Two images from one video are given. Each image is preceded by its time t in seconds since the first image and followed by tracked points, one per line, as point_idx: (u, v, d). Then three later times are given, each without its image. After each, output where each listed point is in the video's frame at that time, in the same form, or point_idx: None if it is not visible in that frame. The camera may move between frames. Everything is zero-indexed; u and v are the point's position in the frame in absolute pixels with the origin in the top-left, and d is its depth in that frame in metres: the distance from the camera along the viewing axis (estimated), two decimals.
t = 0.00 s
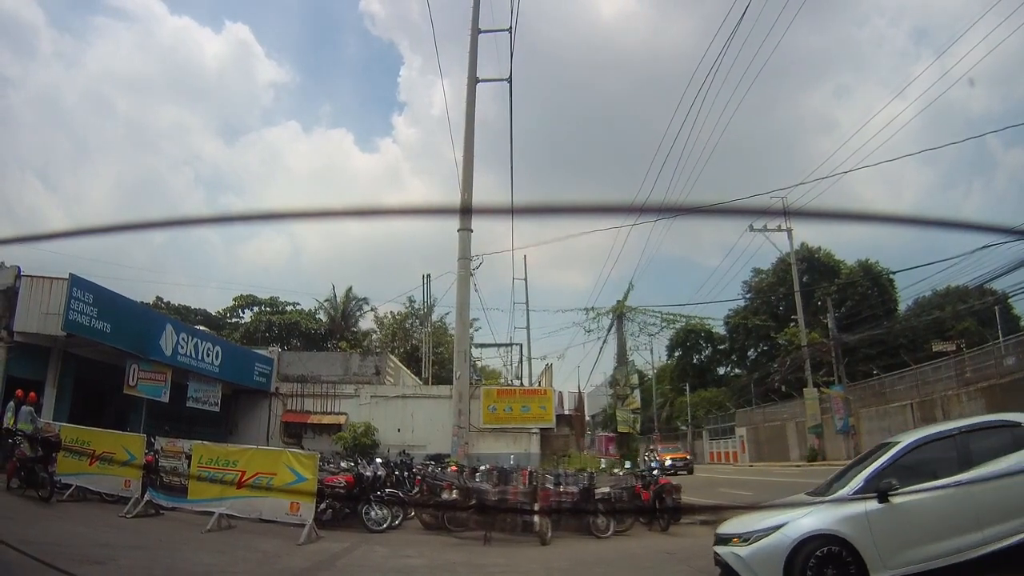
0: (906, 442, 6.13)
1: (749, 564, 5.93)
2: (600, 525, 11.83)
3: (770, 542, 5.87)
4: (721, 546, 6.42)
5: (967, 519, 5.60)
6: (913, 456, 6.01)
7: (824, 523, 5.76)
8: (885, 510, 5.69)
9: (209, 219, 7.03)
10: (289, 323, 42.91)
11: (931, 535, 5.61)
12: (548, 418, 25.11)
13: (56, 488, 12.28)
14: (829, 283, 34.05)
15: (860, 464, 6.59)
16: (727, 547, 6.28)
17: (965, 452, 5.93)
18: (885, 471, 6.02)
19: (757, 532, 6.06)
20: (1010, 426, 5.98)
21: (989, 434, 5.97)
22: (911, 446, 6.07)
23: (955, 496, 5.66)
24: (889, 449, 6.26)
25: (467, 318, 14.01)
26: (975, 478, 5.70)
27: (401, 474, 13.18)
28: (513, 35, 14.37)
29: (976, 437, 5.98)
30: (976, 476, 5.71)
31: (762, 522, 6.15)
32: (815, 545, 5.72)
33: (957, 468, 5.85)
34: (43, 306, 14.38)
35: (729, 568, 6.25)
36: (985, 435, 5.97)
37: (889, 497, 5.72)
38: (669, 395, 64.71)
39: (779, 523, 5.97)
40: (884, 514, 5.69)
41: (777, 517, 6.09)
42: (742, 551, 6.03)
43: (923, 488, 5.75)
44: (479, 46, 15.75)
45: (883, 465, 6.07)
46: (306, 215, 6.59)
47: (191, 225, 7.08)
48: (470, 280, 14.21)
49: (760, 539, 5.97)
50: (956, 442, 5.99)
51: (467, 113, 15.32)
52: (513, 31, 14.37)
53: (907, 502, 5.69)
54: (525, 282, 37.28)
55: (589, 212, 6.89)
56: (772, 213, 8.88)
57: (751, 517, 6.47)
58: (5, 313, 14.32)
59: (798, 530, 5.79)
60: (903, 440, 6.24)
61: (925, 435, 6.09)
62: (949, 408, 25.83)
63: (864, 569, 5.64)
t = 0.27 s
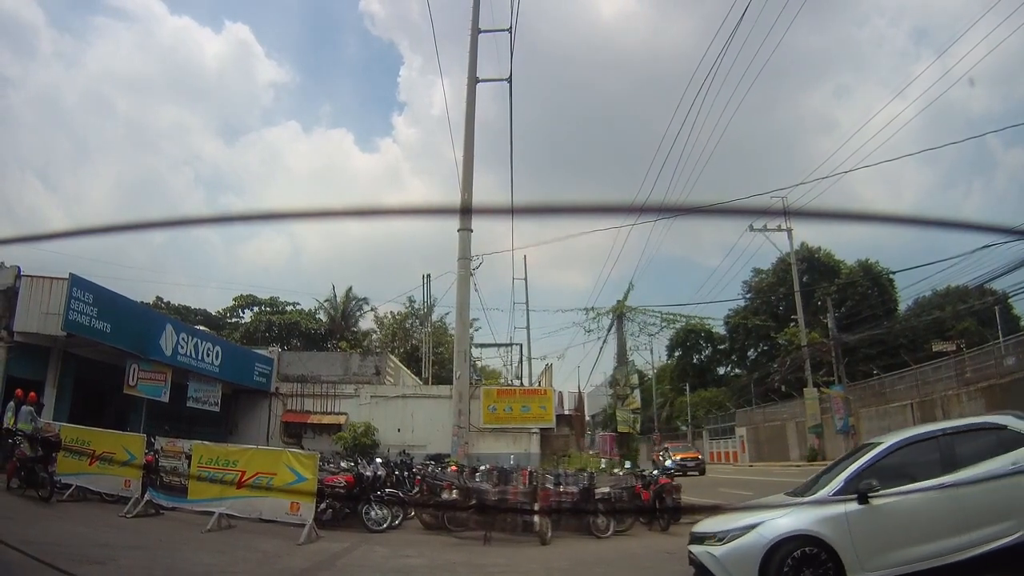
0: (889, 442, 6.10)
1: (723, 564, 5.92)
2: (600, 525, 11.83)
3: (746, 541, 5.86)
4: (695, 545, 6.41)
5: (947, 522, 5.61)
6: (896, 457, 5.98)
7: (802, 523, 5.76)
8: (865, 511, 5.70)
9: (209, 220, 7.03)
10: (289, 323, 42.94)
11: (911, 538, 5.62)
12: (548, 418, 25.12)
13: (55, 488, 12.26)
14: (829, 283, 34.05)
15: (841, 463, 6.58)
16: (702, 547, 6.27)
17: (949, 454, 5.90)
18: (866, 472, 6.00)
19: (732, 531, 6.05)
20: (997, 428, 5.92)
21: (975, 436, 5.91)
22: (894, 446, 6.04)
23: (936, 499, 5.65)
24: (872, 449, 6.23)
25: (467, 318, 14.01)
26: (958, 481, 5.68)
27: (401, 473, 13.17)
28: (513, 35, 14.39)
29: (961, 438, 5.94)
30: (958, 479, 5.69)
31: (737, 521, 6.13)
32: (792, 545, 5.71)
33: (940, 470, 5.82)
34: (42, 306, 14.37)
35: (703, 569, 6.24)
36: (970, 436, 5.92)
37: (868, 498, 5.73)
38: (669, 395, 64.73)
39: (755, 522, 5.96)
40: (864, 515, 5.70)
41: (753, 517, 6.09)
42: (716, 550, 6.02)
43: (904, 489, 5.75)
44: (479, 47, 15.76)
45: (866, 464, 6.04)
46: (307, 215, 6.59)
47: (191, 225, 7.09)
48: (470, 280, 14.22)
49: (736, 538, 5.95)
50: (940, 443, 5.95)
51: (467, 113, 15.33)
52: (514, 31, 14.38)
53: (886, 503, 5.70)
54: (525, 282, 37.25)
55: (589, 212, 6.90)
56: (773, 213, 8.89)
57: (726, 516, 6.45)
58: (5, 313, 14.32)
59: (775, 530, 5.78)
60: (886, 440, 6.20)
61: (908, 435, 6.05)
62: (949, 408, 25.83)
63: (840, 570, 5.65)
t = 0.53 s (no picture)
0: (873, 445, 6.08)
1: (699, 564, 5.79)
2: (600, 525, 11.85)
3: (723, 542, 5.72)
4: (672, 545, 6.28)
5: (931, 526, 5.60)
6: (880, 459, 5.96)
7: (781, 525, 5.64)
8: (846, 513, 5.65)
9: (209, 219, 7.03)
10: (289, 323, 42.96)
11: (895, 542, 5.59)
12: (548, 418, 25.12)
13: (55, 488, 12.26)
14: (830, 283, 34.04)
15: (822, 465, 6.52)
16: (677, 547, 6.15)
17: (934, 458, 5.91)
18: (849, 473, 5.95)
19: (709, 531, 5.91)
20: (982, 432, 5.96)
21: (959, 440, 5.94)
22: (878, 449, 6.02)
23: (920, 503, 5.64)
24: (854, 450, 6.19)
25: (467, 318, 14.01)
26: (943, 485, 5.69)
27: (401, 473, 13.17)
28: (514, 35, 14.39)
29: (945, 442, 5.96)
30: (943, 483, 5.69)
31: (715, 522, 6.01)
32: (770, 547, 5.58)
33: (925, 473, 5.81)
34: (42, 306, 14.37)
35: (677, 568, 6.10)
36: (954, 440, 5.95)
37: (850, 500, 5.68)
38: (669, 395, 64.77)
39: (732, 523, 5.83)
40: (846, 517, 5.64)
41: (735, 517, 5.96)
42: (692, 550, 5.88)
43: (887, 492, 5.73)
44: (479, 46, 15.74)
45: (849, 465, 5.98)
46: (307, 215, 6.60)
47: (191, 225, 7.11)
48: (471, 280, 14.21)
49: (712, 539, 5.82)
50: (925, 446, 5.96)
51: (467, 113, 15.32)
52: (514, 31, 14.39)
53: (869, 506, 5.67)
54: (525, 282, 37.25)
55: (588, 212, 6.90)
56: (773, 213, 8.90)
57: (702, 516, 6.33)
58: (5, 313, 14.32)
59: (753, 531, 5.65)
60: (870, 442, 6.17)
61: (893, 439, 6.04)
62: (949, 408, 25.82)
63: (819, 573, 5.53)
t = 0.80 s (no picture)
0: (857, 447, 6.08)
1: (674, 563, 5.77)
2: (600, 525, 11.87)
3: (699, 542, 5.71)
4: (649, 542, 6.25)
5: (916, 532, 5.62)
6: (866, 462, 5.95)
7: (759, 527, 5.64)
8: (828, 517, 5.64)
9: (210, 220, 7.03)
10: (289, 323, 42.97)
11: (882, 546, 5.58)
12: (548, 418, 25.11)
13: (56, 488, 12.27)
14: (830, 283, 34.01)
15: (803, 467, 6.51)
16: (653, 545, 6.13)
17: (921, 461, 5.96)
18: (834, 475, 5.94)
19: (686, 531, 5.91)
20: (970, 439, 6.06)
21: (945, 446, 6.02)
22: (865, 451, 6.01)
23: (907, 507, 5.66)
24: (838, 453, 6.17)
25: (467, 318, 14.01)
26: (931, 490, 5.72)
27: (401, 473, 13.17)
28: (514, 35, 14.39)
29: (933, 447, 6.01)
30: (930, 488, 5.73)
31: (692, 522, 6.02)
32: (747, 549, 5.58)
33: (912, 477, 5.84)
34: (43, 306, 14.38)
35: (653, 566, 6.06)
36: (941, 446, 6.01)
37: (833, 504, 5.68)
38: (669, 395, 64.78)
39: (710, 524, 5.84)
40: (828, 521, 5.64)
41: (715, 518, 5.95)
42: (668, 550, 5.86)
43: (871, 495, 5.75)
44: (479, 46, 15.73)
45: (833, 468, 5.96)
46: (306, 216, 6.61)
47: (190, 225, 7.11)
48: (471, 280, 14.21)
49: (689, 539, 5.81)
50: (911, 451, 6.00)
51: (467, 113, 15.32)
52: (514, 31, 14.39)
53: (853, 510, 5.67)
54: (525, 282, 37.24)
55: (587, 212, 6.90)
56: (773, 213, 8.91)
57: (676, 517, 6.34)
58: (5, 313, 14.32)
59: (730, 532, 5.65)
60: (854, 444, 6.17)
61: (881, 442, 6.05)
62: (949, 408, 25.80)
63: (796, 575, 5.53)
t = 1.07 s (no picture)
0: (839, 451, 6.09)
1: (645, 562, 5.71)
2: (600, 525, 11.91)
3: (672, 540, 5.67)
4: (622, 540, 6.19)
5: (899, 538, 5.62)
6: (848, 466, 5.96)
7: (734, 528, 5.61)
8: (808, 520, 5.62)
9: (210, 220, 7.03)
10: (289, 323, 42.97)
11: (864, 551, 5.57)
12: (548, 418, 25.10)
13: (56, 488, 12.26)
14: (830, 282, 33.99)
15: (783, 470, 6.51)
16: (624, 544, 6.08)
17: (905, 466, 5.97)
18: (814, 478, 5.93)
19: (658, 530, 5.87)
20: (956, 444, 6.07)
21: (930, 451, 6.03)
22: (847, 454, 6.03)
23: (889, 512, 5.67)
24: (820, 456, 6.18)
25: (467, 318, 14.01)
26: (914, 496, 5.73)
27: (401, 473, 13.16)
28: (514, 35, 14.39)
29: (917, 452, 6.03)
30: (913, 494, 5.75)
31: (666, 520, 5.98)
32: (721, 549, 5.53)
33: (895, 481, 5.86)
34: (42, 306, 14.38)
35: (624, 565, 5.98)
36: (926, 451, 6.02)
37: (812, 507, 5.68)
38: (669, 395, 64.78)
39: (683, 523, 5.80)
40: (807, 523, 5.63)
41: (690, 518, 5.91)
42: (639, 548, 5.81)
43: (853, 499, 5.75)
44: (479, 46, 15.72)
45: (814, 471, 5.97)
46: (306, 216, 6.61)
47: (189, 225, 7.12)
48: (471, 280, 14.21)
49: (661, 538, 5.77)
50: (895, 455, 6.01)
51: (467, 113, 15.32)
52: (514, 31, 14.39)
53: (834, 513, 5.66)
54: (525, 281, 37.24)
55: (587, 212, 6.89)
56: (773, 213, 8.90)
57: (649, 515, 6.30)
58: (5, 313, 14.31)
59: (704, 532, 5.61)
60: (836, 448, 6.18)
61: (864, 446, 6.06)
62: (949, 408, 25.78)
63: None
